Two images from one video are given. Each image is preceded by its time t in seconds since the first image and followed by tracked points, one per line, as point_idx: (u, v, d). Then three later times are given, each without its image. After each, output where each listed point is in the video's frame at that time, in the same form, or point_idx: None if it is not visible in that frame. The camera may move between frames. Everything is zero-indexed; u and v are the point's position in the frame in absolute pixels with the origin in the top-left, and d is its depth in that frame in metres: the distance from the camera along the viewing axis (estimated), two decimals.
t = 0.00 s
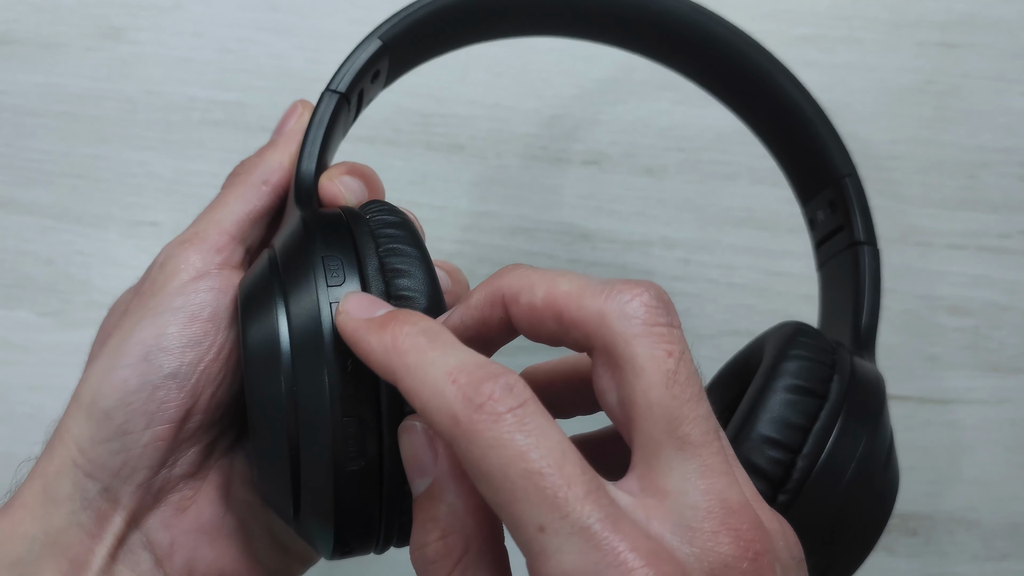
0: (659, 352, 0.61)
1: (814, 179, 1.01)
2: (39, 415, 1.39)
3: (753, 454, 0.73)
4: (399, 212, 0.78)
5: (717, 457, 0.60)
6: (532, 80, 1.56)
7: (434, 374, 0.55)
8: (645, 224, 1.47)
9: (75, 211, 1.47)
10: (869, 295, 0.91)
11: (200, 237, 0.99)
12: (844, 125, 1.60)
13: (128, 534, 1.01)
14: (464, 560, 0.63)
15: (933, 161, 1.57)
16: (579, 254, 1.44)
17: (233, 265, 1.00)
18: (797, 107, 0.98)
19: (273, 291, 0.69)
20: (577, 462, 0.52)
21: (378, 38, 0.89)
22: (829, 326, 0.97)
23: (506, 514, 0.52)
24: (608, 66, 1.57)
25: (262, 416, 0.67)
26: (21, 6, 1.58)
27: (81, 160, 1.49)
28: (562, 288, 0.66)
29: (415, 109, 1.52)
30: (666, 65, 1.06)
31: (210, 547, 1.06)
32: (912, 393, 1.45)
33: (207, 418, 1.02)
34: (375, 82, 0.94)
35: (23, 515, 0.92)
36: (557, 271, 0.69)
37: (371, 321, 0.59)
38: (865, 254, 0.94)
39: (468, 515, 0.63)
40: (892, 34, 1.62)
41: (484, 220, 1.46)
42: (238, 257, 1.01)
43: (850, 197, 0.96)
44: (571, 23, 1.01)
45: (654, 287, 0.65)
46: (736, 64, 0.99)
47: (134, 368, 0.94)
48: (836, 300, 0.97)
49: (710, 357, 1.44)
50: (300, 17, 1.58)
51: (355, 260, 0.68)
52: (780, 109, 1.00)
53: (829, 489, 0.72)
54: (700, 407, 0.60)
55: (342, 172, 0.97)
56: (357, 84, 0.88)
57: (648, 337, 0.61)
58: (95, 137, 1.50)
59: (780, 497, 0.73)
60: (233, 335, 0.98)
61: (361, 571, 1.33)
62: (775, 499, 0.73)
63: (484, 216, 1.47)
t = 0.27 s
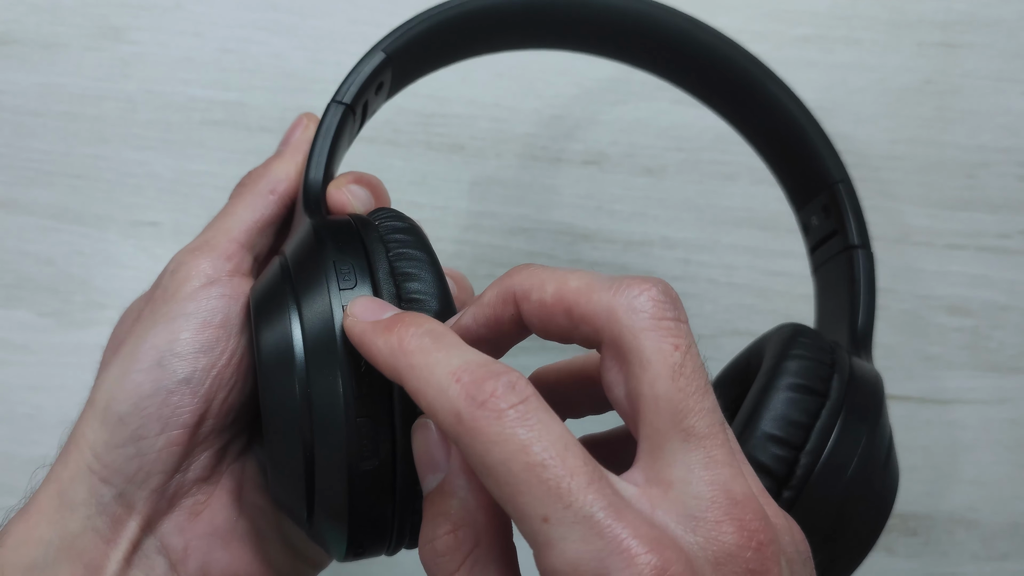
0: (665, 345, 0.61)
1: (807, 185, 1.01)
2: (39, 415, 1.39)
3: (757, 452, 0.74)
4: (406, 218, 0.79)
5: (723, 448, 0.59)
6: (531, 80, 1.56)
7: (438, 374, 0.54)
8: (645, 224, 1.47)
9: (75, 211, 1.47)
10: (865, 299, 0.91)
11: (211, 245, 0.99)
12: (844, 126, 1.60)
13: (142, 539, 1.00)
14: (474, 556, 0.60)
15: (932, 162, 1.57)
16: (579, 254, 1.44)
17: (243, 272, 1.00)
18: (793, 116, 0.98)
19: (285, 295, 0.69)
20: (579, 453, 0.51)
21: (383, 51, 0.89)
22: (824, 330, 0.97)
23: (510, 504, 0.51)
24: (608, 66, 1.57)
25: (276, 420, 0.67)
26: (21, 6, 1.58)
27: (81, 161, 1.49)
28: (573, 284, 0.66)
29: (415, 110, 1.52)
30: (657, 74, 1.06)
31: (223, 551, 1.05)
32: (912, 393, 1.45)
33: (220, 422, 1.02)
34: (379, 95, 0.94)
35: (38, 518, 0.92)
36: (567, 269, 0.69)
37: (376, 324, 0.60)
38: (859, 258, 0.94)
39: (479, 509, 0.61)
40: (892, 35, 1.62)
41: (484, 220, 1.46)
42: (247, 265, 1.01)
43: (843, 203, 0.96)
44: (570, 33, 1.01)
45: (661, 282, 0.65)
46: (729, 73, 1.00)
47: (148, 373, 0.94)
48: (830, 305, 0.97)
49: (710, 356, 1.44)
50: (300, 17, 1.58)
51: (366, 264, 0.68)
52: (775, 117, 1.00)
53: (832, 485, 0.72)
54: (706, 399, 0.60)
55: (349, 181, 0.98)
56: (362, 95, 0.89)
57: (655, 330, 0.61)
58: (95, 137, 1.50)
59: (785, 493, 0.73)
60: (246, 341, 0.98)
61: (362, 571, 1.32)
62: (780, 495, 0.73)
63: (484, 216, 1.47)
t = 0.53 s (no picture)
0: (672, 374, 0.61)
1: (811, 175, 1.01)
2: (39, 415, 1.39)
3: (758, 448, 0.74)
4: (404, 215, 0.78)
5: (737, 475, 0.59)
6: (531, 80, 1.56)
7: (467, 389, 0.53)
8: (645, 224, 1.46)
9: (75, 210, 1.46)
10: (868, 288, 0.91)
11: (206, 244, 0.99)
12: (844, 125, 1.60)
13: (141, 541, 1.00)
14: None
15: (933, 161, 1.57)
16: (579, 254, 1.44)
17: (240, 272, 1.00)
18: (797, 107, 0.98)
19: (280, 296, 0.69)
20: (615, 487, 0.50)
21: (380, 45, 0.89)
22: (828, 322, 0.97)
23: (543, 536, 0.51)
24: (608, 65, 1.57)
25: (272, 421, 0.67)
26: (21, 6, 1.58)
27: (81, 160, 1.49)
28: (573, 310, 0.64)
29: (415, 109, 1.52)
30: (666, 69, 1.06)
31: (224, 553, 1.03)
32: (912, 393, 1.44)
33: (217, 424, 1.01)
34: (376, 88, 0.94)
35: (38, 521, 0.93)
36: (567, 292, 0.67)
37: (397, 346, 0.58)
38: (863, 249, 0.94)
39: (479, 535, 0.62)
40: (892, 34, 1.61)
41: (484, 220, 1.46)
42: (243, 265, 1.01)
43: (847, 193, 0.96)
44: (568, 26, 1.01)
45: (665, 311, 0.65)
46: (734, 66, 0.99)
47: (144, 375, 0.94)
48: (834, 295, 0.97)
49: (710, 357, 1.44)
50: (300, 16, 1.58)
51: (363, 265, 0.68)
52: (779, 110, 1.00)
53: (834, 482, 0.72)
54: (717, 426, 0.60)
55: (346, 178, 0.97)
56: (358, 91, 0.89)
57: (661, 359, 0.61)
58: (95, 137, 1.50)
59: (786, 489, 0.72)
60: (241, 341, 0.98)
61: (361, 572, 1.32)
62: (780, 492, 0.73)
63: (484, 216, 1.46)
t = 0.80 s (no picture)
0: (677, 384, 0.60)
1: (819, 175, 1.01)
2: (39, 415, 1.38)
3: (765, 450, 0.74)
4: (409, 217, 0.78)
5: (740, 485, 0.58)
6: (532, 80, 1.56)
7: (445, 422, 0.53)
8: (646, 224, 1.46)
9: (75, 211, 1.46)
10: (878, 289, 0.91)
11: (210, 244, 0.99)
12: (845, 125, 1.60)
13: (147, 544, 0.99)
14: None
15: (933, 162, 1.57)
16: (580, 255, 1.44)
17: (245, 273, 1.00)
18: (805, 105, 0.98)
19: (285, 298, 0.69)
20: (600, 504, 0.51)
21: (385, 44, 0.89)
22: (839, 322, 0.97)
23: (536, 562, 0.51)
24: (609, 65, 1.57)
25: (277, 423, 0.67)
26: (20, 6, 1.58)
27: (81, 160, 1.49)
28: (578, 316, 0.64)
29: (416, 110, 1.52)
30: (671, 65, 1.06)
31: (229, 554, 1.04)
32: (913, 394, 1.44)
33: (223, 425, 1.01)
34: (382, 87, 0.94)
35: (43, 523, 0.92)
36: (573, 297, 0.67)
37: (377, 381, 0.59)
38: (874, 249, 0.94)
39: (487, 544, 0.62)
40: (893, 33, 1.62)
41: (485, 220, 1.46)
42: (248, 265, 1.01)
43: (856, 193, 0.96)
44: (571, 24, 1.01)
45: (670, 317, 0.64)
46: (741, 62, 0.99)
47: (149, 377, 0.94)
48: (844, 295, 0.97)
49: (710, 357, 1.44)
50: (300, 16, 1.58)
51: (368, 266, 0.69)
52: (786, 107, 1.00)
53: (843, 485, 0.72)
54: (722, 436, 0.59)
55: (352, 177, 0.96)
56: (364, 91, 0.89)
57: (665, 368, 0.60)
58: (95, 137, 1.50)
59: (795, 492, 0.72)
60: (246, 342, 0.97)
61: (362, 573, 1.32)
62: (790, 495, 0.73)
63: (485, 216, 1.46)
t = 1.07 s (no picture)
0: (675, 380, 0.60)
1: (819, 180, 1.01)
2: (41, 415, 1.39)
3: (764, 456, 0.74)
4: (411, 221, 0.79)
5: (735, 485, 0.59)
6: (531, 80, 1.56)
7: (455, 399, 0.54)
8: (645, 224, 1.46)
9: (75, 211, 1.46)
10: (877, 295, 0.92)
11: (211, 248, 0.99)
12: (844, 125, 1.60)
13: (148, 548, 1.00)
14: None
15: (932, 162, 1.57)
16: (579, 255, 1.44)
17: (246, 277, 1.00)
18: (804, 110, 0.98)
19: (288, 302, 0.69)
20: (598, 493, 0.51)
21: (387, 48, 0.90)
22: (836, 328, 0.97)
23: (526, 542, 0.52)
24: (608, 66, 1.57)
25: (279, 428, 0.67)
26: (20, 6, 1.58)
27: (82, 161, 1.49)
28: (579, 312, 0.66)
29: (415, 110, 1.52)
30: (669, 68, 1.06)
31: (230, 558, 1.05)
32: (912, 394, 1.45)
33: (224, 429, 1.01)
34: (383, 91, 0.95)
35: (44, 528, 0.92)
36: (576, 294, 0.69)
37: (389, 337, 0.59)
38: (873, 254, 0.94)
39: (486, 549, 0.62)
40: (892, 34, 1.62)
41: (485, 221, 1.46)
42: (249, 269, 1.01)
43: (856, 198, 0.96)
44: (571, 28, 1.01)
45: (671, 313, 0.64)
46: (740, 66, 0.99)
47: (150, 381, 0.94)
48: (842, 301, 0.98)
49: (710, 357, 1.44)
50: (300, 17, 1.58)
51: (370, 271, 0.68)
52: (785, 111, 1.00)
53: (842, 491, 0.72)
54: (719, 435, 0.60)
55: (353, 182, 0.97)
56: (365, 95, 0.89)
57: (665, 365, 0.61)
58: (95, 137, 1.50)
59: (795, 498, 0.73)
60: (248, 346, 0.98)
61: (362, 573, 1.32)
62: (790, 501, 0.73)
63: (485, 217, 1.47)
